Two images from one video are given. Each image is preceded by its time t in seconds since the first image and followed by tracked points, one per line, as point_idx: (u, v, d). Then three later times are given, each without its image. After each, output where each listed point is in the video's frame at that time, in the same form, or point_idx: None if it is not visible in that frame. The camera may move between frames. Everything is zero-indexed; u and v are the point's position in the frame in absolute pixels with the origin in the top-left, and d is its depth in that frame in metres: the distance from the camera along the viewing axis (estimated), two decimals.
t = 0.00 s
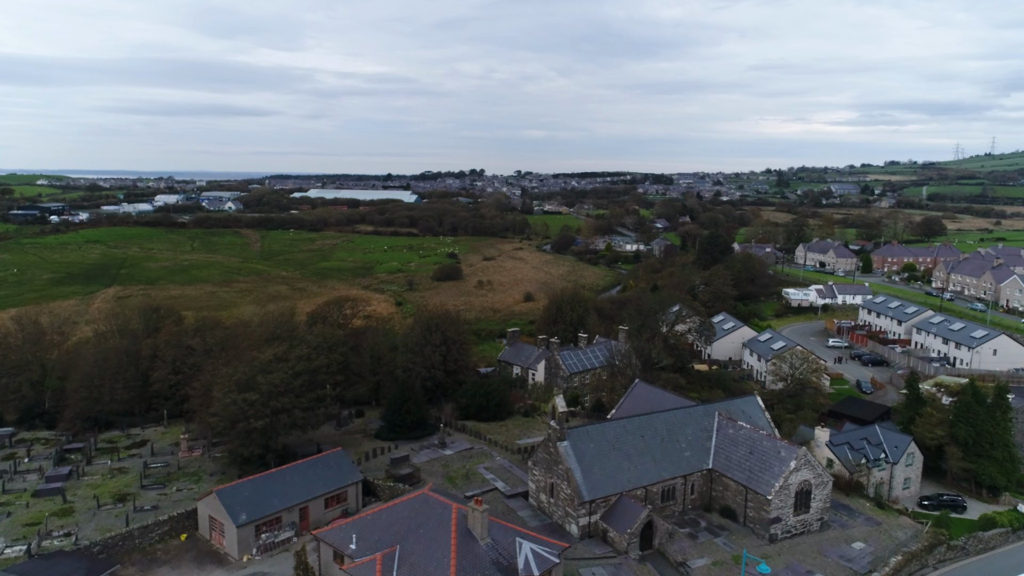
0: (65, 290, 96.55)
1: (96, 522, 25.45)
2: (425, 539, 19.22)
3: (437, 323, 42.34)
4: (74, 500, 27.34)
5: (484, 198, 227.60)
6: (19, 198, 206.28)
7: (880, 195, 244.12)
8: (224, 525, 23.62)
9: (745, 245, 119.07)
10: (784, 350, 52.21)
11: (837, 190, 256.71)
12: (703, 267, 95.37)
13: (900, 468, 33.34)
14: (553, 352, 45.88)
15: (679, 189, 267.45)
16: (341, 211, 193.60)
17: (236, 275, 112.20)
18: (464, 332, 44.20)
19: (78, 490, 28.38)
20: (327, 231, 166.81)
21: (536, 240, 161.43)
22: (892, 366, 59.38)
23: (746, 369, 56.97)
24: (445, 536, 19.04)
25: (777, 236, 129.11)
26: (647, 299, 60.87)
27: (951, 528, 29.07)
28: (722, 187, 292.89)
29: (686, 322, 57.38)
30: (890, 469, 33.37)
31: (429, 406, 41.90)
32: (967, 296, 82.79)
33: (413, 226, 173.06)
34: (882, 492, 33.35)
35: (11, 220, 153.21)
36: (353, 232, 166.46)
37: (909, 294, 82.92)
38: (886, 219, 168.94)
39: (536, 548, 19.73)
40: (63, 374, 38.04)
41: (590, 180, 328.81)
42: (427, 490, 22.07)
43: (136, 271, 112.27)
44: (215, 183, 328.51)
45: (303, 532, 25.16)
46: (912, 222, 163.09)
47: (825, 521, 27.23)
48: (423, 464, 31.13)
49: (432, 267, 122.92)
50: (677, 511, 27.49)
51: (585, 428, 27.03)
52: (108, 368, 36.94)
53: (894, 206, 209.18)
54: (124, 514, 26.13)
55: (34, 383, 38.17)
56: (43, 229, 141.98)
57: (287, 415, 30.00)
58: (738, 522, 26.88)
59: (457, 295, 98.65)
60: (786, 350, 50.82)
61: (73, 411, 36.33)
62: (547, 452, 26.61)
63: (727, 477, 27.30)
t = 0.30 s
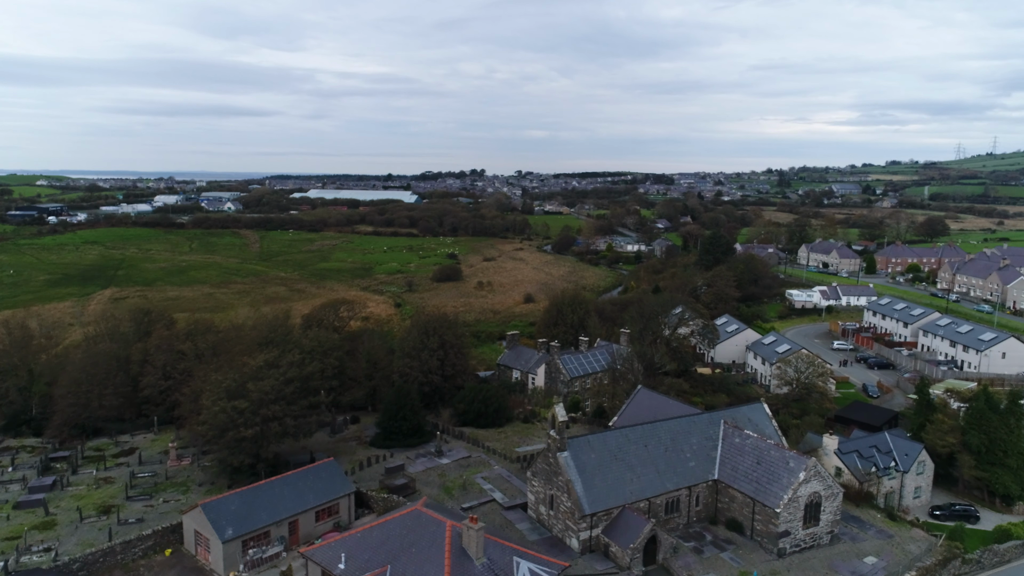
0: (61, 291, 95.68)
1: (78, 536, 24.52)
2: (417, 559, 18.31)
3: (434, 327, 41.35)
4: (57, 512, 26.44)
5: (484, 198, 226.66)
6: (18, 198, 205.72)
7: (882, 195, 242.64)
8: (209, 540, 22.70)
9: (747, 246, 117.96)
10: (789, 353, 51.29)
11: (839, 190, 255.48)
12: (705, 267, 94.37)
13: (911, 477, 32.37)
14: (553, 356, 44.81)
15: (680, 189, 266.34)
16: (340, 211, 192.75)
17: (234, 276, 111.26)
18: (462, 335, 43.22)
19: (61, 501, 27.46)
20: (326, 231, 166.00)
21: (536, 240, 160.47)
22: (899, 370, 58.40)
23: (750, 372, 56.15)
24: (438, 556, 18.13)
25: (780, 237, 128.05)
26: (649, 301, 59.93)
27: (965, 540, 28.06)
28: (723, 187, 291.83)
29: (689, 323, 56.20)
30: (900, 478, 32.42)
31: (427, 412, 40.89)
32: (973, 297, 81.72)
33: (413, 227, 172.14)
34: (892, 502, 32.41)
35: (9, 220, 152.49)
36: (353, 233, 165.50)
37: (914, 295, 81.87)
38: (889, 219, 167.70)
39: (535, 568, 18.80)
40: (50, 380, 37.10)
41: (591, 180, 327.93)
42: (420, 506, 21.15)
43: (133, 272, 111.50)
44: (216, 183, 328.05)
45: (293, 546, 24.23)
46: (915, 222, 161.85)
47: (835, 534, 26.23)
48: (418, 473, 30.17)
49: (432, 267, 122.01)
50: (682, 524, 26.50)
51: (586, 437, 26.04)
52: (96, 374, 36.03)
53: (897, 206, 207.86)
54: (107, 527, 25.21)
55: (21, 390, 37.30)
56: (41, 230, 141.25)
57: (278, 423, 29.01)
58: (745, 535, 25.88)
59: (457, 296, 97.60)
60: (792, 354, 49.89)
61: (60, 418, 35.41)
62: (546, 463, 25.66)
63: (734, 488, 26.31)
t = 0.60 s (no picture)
0: (57, 293, 94.60)
1: (57, 553, 23.50)
2: None
3: (431, 331, 40.29)
4: (36, 527, 25.41)
5: (485, 199, 225.74)
6: (17, 199, 204.98)
7: (884, 195, 241.18)
8: (192, 558, 21.63)
9: (750, 247, 116.75)
10: (794, 358, 50.25)
11: (840, 190, 254.33)
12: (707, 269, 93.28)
13: (923, 487, 31.30)
14: (553, 360, 43.67)
15: (681, 189, 265.04)
16: (340, 212, 191.97)
17: (231, 277, 110.18)
18: (460, 339, 42.15)
19: (42, 515, 26.44)
20: (325, 232, 165.19)
21: (537, 241, 159.49)
22: (906, 373, 57.34)
23: (755, 376, 55.08)
24: None
25: (782, 238, 126.96)
26: (651, 304, 58.88)
27: (982, 555, 26.97)
28: (725, 187, 290.68)
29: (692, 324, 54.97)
30: (913, 489, 31.33)
31: (423, 419, 39.80)
32: (980, 299, 80.57)
33: (413, 227, 171.23)
34: (904, 513, 31.28)
35: (6, 222, 151.70)
36: (352, 233, 164.36)
37: (920, 297, 80.70)
38: (892, 220, 166.48)
39: None
40: (36, 387, 36.12)
41: (592, 180, 327.12)
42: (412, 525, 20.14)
43: (130, 273, 110.66)
44: (217, 184, 327.96)
45: (280, 564, 23.19)
46: (918, 223, 160.64)
47: (846, 549, 25.15)
48: (413, 485, 29.14)
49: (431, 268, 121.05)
50: (687, 539, 25.41)
51: (587, 448, 24.96)
52: (83, 381, 35.02)
53: (899, 206, 206.65)
54: (87, 543, 24.17)
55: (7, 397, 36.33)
56: (38, 231, 140.45)
57: (267, 433, 27.90)
58: (753, 551, 24.77)
59: (457, 298, 96.59)
60: (798, 358, 48.83)
61: (45, 426, 34.37)
62: (546, 476, 24.58)
63: (741, 502, 25.21)
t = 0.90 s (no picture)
0: (52, 295, 93.57)
1: (31, 572, 22.39)
2: None
3: (428, 336, 39.09)
4: (12, 544, 24.31)
5: (485, 199, 224.60)
6: (15, 199, 204.05)
7: (886, 195, 239.48)
8: None
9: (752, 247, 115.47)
10: (801, 362, 49.14)
11: (843, 190, 252.93)
12: (710, 270, 92.11)
13: (937, 500, 30.15)
14: (553, 365, 42.53)
15: (683, 189, 263.66)
16: (340, 212, 190.93)
17: (229, 279, 109.09)
18: (458, 344, 40.98)
19: (19, 531, 25.35)
20: (325, 232, 164.16)
21: (537, 241, 158.36)
22: (915, 377, 56.16)
23: (759, 381, 53.94)
24: None
25: (785, 238, 125.71)
26: (653, 307, 57.74)
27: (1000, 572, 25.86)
28: (726, 187, 289.44)
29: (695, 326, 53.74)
30: (926, 501, 30.16)
31: (419, 427, 38.64)
32: (987, 300, 79.34)
33: (413, 228, 170.11)
34: (918, 526, 30.16)
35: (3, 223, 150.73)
36: (352, 234, 163.24)
37: (926, 299, 79.49)
38: (895, 219, 165.03)
39: None
40: (20, 395, 35.03)
41: (593, 180, 325.91)
42: (402, 548, 19.05)
43: (127, 274, 109.58)
44: (217, 184, 327.23)
45: None
46: (922, 223, 159.24)
47: (860, 568, 23.96)
48: (407, 498, 27.99)
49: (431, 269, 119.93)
50: (692, 556, 24.26)
51: (588, 462, 23.80)
52: (68, 388, 33.91)
53: (902, 206, 205.23)
54: (64, 562, 23.07)
55: None
56: (35, 232, 139.52)
57: (255, 444, 26.76)
58: (762, 570, 23.61)
59: (456, 300, 95.43)
60: (804, 363, 47.73)
61: (27, 435, 33.25)
62: (545, 491, 23.40)
63: (750, 518, 24.04)
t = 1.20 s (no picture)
0: (46, 297, 92.46)
1: None
2: None
3: (423, 342, 37.85)
4: None
5: (486, 199, 223.44)
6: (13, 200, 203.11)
7: (888, 195, 237.98)
8: None
9: (755, 248, 114.14)
10: (807, 367, 47.97)
11: (845, 190, 251.45)
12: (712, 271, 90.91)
13: (953, 514, 28.91)
14: (553, 371, 41.24)
15: (684, 189, 262.33)
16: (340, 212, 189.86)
17: (227, 280, 107.93)
18: (455, 350, 39.79)
19: None
20: (324, 233, 163.08)
21: (538, 242, 157.07)
22: (923, 382, 54.90)
23: (764, 386, 52.72)
24: None
25: (788, 238, 124.36)
26: (655, 310, 56.57)
27: None
28: (727, 187, 287.96)
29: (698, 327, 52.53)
30: (942, 515, 28.92)
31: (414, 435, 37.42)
32: (995, 302, 78.00)
33: (413, 228, 168.94)
34: (933, 541, 28.98)
35: None
36: (352, 235, 161.95)
37: (933, 301, 78.14)
38: (899, 219, 163.45)
39: None
40: None
41: (594, 180, 324.66)
42: None
43: (123, 276, 108.44)
44: (217, 184, 326.55)
45: None
46: (926, 223, 157.74)
47: None
48: (399, 513, 26.79)
49: (431, 270, 118.75)
50: None
51: (589, 477, 22.54)
52: (50, 397, 32.73)
53: (905, 206, 203.74)
54: None
55: None
56: (32, 233, 138.57)
57: (240, 458, 25.55)
58: None
59: (456, 302, 94.23)
60: (811, 368, 46.55)
61: (8, 445, 32.08)
62: (543, 508, 22.16)
63: (759, 537, 22.80)
